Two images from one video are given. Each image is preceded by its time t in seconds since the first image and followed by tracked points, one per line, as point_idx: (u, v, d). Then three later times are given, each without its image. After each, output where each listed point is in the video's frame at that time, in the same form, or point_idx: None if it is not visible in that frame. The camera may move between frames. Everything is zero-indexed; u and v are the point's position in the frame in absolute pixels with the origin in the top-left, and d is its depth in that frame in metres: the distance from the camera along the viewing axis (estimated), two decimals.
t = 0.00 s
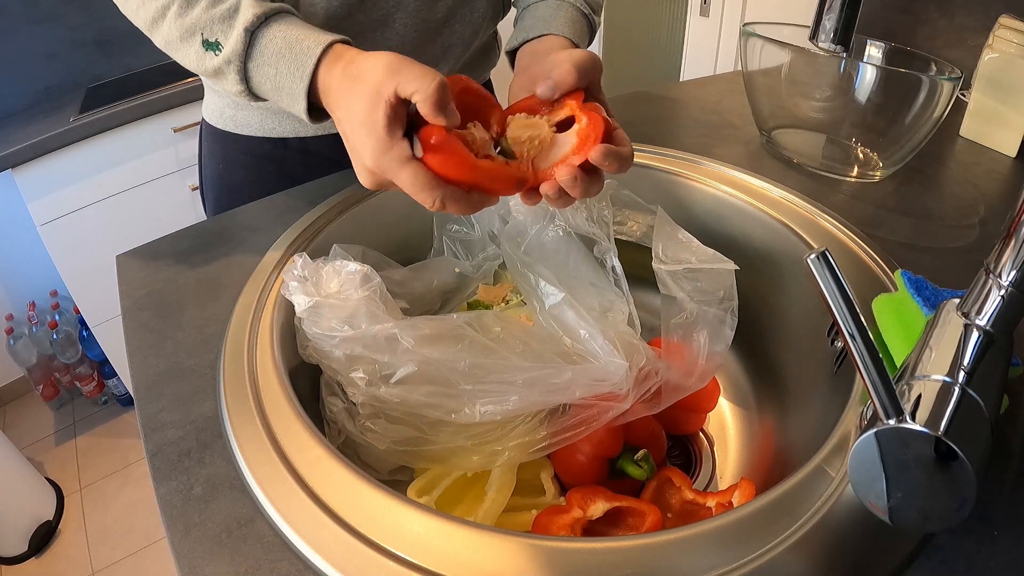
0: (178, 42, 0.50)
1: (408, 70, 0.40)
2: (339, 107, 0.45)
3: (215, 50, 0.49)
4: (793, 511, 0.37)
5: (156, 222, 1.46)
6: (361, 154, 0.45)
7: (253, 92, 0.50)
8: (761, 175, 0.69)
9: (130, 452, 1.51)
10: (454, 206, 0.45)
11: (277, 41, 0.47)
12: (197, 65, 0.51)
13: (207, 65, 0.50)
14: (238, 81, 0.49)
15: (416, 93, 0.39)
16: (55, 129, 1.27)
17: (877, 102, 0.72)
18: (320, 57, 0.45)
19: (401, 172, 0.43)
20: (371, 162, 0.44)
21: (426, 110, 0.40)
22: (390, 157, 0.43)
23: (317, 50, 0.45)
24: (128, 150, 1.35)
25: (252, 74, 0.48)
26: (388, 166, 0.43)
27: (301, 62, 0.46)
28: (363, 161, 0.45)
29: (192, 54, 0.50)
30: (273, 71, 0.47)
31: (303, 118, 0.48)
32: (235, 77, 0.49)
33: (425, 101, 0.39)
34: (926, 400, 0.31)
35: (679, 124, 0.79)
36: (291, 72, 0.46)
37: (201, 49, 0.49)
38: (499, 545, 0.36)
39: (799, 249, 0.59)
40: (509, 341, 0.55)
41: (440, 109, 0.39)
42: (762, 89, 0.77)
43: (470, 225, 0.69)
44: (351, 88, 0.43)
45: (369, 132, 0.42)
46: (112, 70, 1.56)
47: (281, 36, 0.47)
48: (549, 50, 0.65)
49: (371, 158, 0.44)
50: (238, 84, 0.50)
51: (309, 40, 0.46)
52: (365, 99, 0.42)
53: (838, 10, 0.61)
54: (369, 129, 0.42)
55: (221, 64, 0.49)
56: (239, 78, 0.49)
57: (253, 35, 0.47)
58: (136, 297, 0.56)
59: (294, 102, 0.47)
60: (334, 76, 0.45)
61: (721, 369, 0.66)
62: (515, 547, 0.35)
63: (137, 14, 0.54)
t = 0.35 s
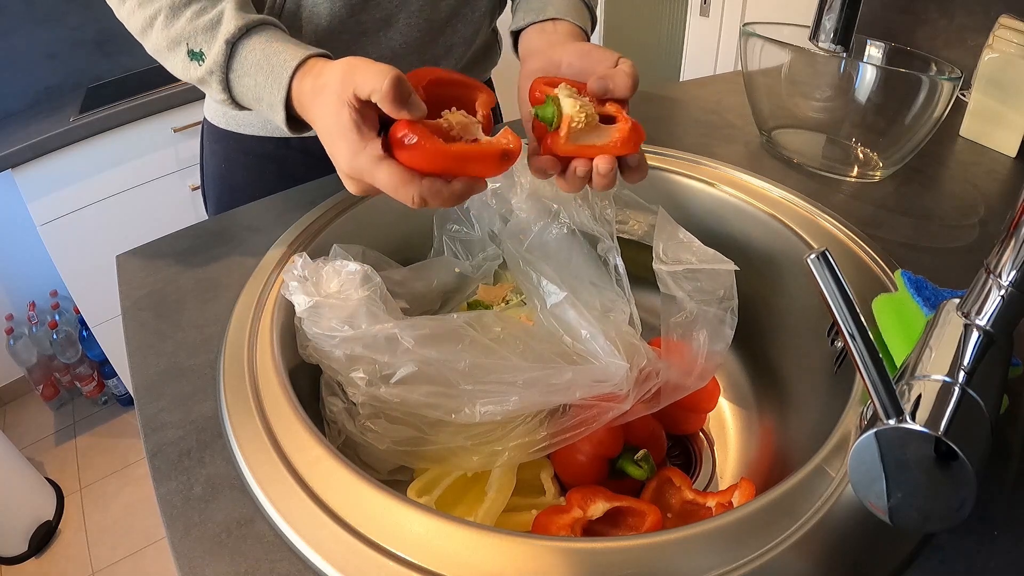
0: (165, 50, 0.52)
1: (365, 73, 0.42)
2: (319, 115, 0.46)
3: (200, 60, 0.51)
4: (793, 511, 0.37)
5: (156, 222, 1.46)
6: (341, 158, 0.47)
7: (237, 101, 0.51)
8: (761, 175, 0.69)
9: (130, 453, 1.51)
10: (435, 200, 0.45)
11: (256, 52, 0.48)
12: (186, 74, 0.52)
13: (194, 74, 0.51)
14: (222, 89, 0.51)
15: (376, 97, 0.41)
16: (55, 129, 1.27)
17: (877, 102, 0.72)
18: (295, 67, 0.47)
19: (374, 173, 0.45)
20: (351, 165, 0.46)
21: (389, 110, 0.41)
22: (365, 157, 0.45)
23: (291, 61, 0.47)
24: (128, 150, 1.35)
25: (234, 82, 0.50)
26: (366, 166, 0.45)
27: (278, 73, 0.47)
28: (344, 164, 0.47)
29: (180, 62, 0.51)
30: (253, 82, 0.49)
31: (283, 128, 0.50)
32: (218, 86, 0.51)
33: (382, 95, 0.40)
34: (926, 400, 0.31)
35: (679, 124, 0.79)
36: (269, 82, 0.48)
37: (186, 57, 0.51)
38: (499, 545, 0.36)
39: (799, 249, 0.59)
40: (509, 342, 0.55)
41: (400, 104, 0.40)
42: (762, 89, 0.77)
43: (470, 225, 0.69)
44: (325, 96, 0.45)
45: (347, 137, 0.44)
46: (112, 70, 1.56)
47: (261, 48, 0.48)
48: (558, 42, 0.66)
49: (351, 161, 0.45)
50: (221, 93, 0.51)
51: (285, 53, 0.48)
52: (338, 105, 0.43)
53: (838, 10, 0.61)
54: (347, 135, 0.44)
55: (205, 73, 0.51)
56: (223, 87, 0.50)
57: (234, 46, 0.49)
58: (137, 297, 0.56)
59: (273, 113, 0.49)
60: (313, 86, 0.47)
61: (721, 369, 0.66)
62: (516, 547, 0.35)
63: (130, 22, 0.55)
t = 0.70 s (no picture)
0: None
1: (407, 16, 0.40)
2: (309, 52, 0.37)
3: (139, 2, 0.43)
4: (793, 511, 0.37)
5: (156, 222, 1.46)
6: (332, 110, 0.38)
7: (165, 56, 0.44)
8: (761, 175, 0.69)
9: (130, 453, 1.51)
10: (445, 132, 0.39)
11: None
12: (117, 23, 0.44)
13: (126, 18, 0.44)
14: (155, 32, 0.43)
15: (453, 75, 0.36)
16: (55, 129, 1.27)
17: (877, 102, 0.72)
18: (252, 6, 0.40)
19: (385, 154, 0.39)
20: (344, 120, 0.37)
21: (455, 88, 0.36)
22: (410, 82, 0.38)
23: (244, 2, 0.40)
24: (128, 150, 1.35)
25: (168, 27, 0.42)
26: (387, 113, 0.37)
27: (225, 14, 0.41)
28: (330, 116, 0.38)
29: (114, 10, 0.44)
30: (193, 23, 0.42)
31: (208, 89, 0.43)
32: (152, 28, 0.43)
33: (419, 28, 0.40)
34: (926, 400, 0.31)
35: (679, 124, 0.79)
36: (211, 22, 0.41)
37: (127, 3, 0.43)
38: (499, 545, 0.36)
39: (799, 249, 0.59)
40: (509, 341, 0.55)
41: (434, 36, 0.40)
42: (762, 89, 0.77)
43: (469, 225, 0.69)
44: (352, 25, 0.36)
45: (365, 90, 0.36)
46: (112, 70, 1.56)
47: None
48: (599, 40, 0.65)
49: (349, 117, 0.37)
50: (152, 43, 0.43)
51: None
52: (378, 45, 0.35)
53: (838, 10, 0.61)
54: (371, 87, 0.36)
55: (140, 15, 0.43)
56: (156, 28, 0.43)
57: None
58: (136, 297, 0.56)
59: (204, 60, 0.42)
60: (306, 14, 0.38)
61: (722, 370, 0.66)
62: (516, 547, 0.35)
63: None
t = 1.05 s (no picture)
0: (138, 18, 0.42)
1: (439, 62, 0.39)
2: (342, 95, 0.37)
3: (179, 28, 0.40)
4: (793, 511, 0.37)
5: (156, 222, 1.46)
6: (368, 154, 0.37)
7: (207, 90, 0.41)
8: (761, 175, 0.69)
9: (130, 453, 1.51)
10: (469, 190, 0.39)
11: (254, 31, 0.39)
12: (154, 46, 0.41)
13: (164, 45, 0.41)
14: (197, 64, 0.40)
15: (482, 123, 0.35)
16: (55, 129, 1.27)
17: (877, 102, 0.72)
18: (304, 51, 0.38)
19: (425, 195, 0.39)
20: (379, 164, 0.37)
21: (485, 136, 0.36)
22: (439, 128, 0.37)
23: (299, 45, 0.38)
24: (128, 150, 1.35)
25: (214, 61, 0.40)
26: (418, 162, 0.37)
27: (280, 57, 0.38)
28: (365, 159, 0.37)
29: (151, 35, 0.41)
30: (241, 61, 0.39)
31: (256, 128, 0.40)
32: (194, 59, 0.40)
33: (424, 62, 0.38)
34: (926, 400, 0.31)
35: (679, 124, 0.79)
36: (263, 67, 0.38)
37: (165, 25, 0.40)
38: (499, 544, 0.36)
39: (799, 249, 0.59)
40: (509, 341, 0.55)
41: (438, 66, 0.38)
42: (762, 89, 0.77)
43: (470, 225, 0.69)
44: (387, 71, 0.36)
45: (396, 137, 0.36)
46: (112, 70, 1.56)
47: (262, 24, 0.39)
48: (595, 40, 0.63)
49: (382, 161, 0.37)
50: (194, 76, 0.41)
51: (293, 35, 0.39)
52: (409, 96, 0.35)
53: (838, 10, 0.61)
54: (400, 135, 0.35)
55: (182, 43, 0.40)
56: (199, 60, 0.40)
57: (230, 18, 0.39)
58: (136, 297, 0.56)
59: (252, 104, 0.39)
60: (350, 62, 0.37)
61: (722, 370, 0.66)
62: (516, 547, 0.35)
63: None
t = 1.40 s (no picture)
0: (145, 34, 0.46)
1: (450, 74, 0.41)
2: (346, 106, 0.39)
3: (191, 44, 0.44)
4: (793, 511, 0.37)
5: (156, 222, 1.46)
6: (374, 167, 0.40)
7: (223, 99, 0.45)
8: (761, 175, 0.69)
9: (130, 453, 1.51)
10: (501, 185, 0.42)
11: (261, 42, 0.42)
12: (170, 62, 0.45)
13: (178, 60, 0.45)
14: (212, 80, 0.44)
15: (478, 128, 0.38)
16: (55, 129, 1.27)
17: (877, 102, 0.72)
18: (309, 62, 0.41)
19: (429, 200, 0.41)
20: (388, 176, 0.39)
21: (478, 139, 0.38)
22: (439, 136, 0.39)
23: (306, 55, 0.41)
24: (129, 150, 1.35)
25: (227, 76, 0.43)
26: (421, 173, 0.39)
27: (286, 68, 0.41)
28: (375, 170, 0.40)
29: (165, 51, 0.45)
30: (251, 75, 0.42)
31: (274, 135, 0.43)
32: (208, 75, 0.44)
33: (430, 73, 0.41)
34: (926, 400, 0.31)
35: (679, 124, 0.79)
36: (272, 80, 0.41)
37: (178, 42, 0.44)
38: (499, 544, 0.36)
39: (799, 249, 0.59)
40: (509, 341, 0.55)
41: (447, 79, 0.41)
42: (762, 89, 0.77)
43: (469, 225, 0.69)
44: (385, 87, 0.37)
45: (391, 150, 0.38)
46: (112, 70, 1.56)
47: (267, 36, 0.42)
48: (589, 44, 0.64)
49: (390, 174, 0.39)
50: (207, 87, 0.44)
51: (298, 44, 0.42)
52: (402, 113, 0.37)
53: (838, 10, 0.61)
54: (394, 148, 0.37)
55: (195, 58, 0.44)
56: (213, 77, 0.44)
57: (237, 30, 0.43)
58: (136, 298, 0.56)
59: (267, 114, 0.42)
60: (355, 74, 0.39)
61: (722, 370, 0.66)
62: (516, 546, 0.35)
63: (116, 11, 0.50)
